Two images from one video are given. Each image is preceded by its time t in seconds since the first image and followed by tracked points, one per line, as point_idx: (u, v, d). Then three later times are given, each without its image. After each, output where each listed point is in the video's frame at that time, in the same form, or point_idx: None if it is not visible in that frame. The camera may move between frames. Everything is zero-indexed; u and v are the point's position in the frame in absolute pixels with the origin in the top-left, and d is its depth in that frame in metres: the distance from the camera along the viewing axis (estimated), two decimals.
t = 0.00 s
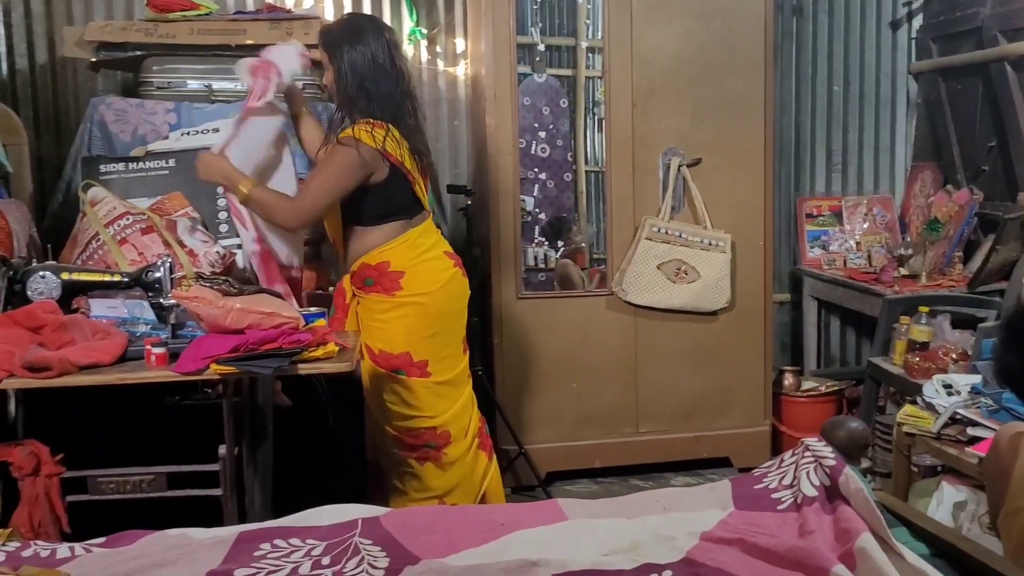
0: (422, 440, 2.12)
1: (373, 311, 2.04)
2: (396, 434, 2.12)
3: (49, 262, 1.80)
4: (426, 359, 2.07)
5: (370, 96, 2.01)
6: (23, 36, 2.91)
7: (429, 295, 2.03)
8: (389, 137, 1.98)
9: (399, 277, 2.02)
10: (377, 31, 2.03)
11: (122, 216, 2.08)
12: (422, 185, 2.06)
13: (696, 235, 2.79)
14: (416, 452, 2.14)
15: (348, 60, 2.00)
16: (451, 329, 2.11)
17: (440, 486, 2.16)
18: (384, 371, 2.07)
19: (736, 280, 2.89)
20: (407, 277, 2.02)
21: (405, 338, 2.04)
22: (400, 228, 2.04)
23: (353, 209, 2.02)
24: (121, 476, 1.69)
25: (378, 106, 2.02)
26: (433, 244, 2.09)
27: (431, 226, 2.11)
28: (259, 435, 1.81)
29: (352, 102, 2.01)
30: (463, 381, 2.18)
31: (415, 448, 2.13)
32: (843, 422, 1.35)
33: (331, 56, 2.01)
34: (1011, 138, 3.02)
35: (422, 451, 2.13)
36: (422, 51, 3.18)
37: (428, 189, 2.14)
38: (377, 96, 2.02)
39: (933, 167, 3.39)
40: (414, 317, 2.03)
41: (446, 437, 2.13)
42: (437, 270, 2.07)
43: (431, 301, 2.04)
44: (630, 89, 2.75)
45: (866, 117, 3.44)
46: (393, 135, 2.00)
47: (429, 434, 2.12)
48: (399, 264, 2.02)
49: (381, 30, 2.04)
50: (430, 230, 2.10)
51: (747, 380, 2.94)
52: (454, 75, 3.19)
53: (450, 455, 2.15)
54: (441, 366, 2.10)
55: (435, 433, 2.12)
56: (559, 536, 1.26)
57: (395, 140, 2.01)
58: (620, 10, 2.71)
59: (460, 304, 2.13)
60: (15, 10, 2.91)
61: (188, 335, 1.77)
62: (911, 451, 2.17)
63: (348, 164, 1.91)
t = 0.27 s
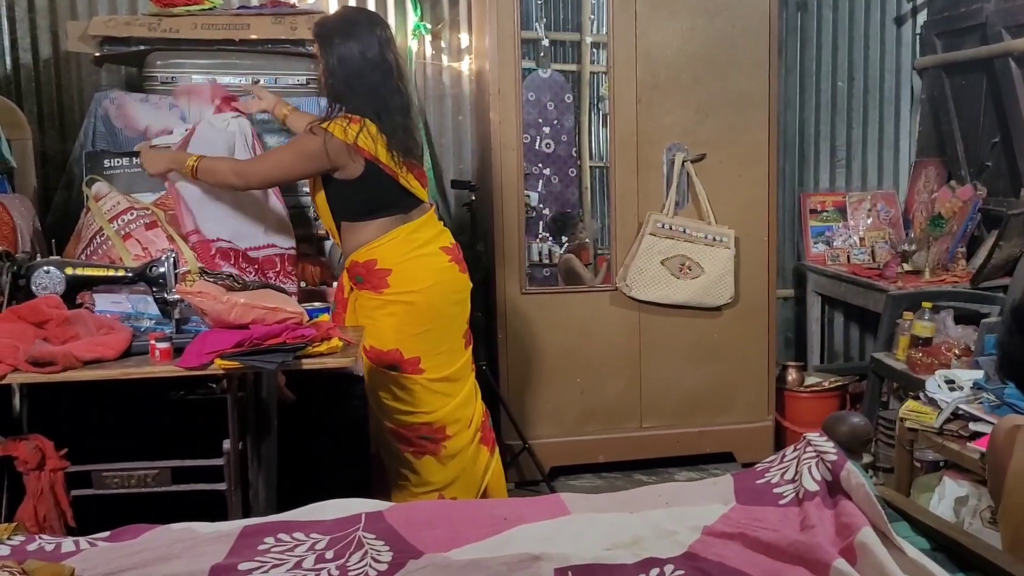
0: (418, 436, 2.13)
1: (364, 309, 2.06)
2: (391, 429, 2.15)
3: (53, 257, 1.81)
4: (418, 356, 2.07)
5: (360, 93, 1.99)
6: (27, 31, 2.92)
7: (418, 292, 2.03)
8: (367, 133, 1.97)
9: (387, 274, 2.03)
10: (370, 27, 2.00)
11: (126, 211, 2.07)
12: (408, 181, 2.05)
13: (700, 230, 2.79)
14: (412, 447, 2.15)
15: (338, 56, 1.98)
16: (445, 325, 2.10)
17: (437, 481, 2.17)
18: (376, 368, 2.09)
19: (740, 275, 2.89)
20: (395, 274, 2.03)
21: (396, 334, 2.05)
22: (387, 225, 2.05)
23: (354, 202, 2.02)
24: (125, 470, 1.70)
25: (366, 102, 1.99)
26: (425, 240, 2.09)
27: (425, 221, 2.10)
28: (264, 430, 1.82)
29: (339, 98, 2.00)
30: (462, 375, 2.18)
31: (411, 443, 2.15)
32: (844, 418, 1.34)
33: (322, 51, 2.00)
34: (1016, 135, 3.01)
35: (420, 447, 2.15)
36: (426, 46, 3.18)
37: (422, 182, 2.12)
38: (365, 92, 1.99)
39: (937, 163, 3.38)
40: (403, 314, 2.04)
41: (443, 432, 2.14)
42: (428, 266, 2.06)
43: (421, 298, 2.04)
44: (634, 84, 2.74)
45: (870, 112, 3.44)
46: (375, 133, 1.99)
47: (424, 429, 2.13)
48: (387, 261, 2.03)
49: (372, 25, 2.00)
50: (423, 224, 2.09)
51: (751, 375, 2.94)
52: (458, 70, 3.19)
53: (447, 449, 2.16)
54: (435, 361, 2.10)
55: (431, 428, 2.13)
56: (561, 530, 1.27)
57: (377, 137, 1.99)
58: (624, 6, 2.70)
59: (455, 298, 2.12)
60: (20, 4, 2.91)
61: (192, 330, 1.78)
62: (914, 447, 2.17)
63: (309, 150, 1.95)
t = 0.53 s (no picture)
0: (419, 431, 2.13)
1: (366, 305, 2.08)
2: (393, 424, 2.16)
3: (56, 251, 1.81)
4: (418, 351, 2.07)
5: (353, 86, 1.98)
6: (31, 25, 2.92)
7: (415, 288, 2.02)
8: (358, 128, 1.97)
9: (386, 269, 2.03)
10: (364, 19, 1.99)
11: (129, 205, 2.04)
12: (404, 176, 2.04)
13: (704, 226, 2.79)
14: (414, 443, 2.15)
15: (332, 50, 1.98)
16: (448, 320, 2.08)
17: (440, 478, 2.16)
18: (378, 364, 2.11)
19: (744, 271, 2.89)
20: (394, 269, 2.03)
21: (396, 330, 2.05)
22: (386, 220, 2.04)
23: (353, 196, 2.02)
24: (128, 464, 1.70)
25: (359, 96, 1.98)
26: (426, 235, 2.07)
27: (429, 215, 2.09)
28: (267, 424, 1.83)
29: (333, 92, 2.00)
30: (467, 370, 2.16)
31: (413, 439, 2.14)
32: (847, 413, 1.34)
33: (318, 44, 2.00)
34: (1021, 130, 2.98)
35: (422, 443, 2.15)
36: (430, 41, 3.18)
37: (426, 175, 2.10)
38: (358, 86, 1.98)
39: (942, 158, 3.36)
40: (403, 310, 2.04)
41: (445, 428, 2.13)
42: (429, 261, 2.05)
43: (420, 293, 2.03)
44: (638, 80, 2.74)
45: (875, 108, 3.42)
46: (367, 128, 1.98)
47: (426, 425, 2.13)
48: (386, 257, 2.03)
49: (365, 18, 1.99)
50: (426, 218, 2.08)
51: (756, 371, 2.94)
52: (462, 65, 3.19)
53: (451, 445, 2.16)
54: (437, 357, 2.09)
55: (434, 424, 2.13)
56: (563, 525, 1.26)
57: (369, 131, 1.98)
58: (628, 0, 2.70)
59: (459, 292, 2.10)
60: None
61: (194, 324, 1.79)
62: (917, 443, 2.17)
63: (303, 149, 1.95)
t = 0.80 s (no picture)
0: (428, 429, 2.12)
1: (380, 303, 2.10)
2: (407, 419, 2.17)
3: (62, 248, 1.82)
4: (428, 349, 2.06)
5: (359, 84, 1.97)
6: (37, 23, 2.92)
7: (422, 285, 2.01)
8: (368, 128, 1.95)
9: (396, 266, 2.03)
10: (369, 18, 1.98)
11: (134, 202, 2.05)
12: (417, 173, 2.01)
13: (709, 224, 2.77)
14: (423, 441, 2.14)
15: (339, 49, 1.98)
16: (460, 319, 2.05)
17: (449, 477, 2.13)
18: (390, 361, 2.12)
19: (749, 269, 2.88)
20: (404, 266, 2.02)
21: (405, 327, 2.05)
22: (401, 217, 2.03)
23: (356, 194, 2.02)
24: (133, 461, 1.70)
25: (366, 93, 1.97)
26: (439, 233, 2.04)
27: (444, 213, 2.06)
28: (272, 421, 1.83)
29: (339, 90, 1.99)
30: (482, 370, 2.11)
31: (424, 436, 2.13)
32: (852, 411, 1.33)
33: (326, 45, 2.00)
34: None
35: (433, 442, 2.13)
36: (435, 39, 3.17)
37: (443, 173, 2.07)
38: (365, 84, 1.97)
39: (948, 156, 3.34)
40: (412, 308, 2.03)
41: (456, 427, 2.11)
42: (440, 259, 2.02)
43: (429, 291, 2.01)
44: (643, 77, 2.73)
45: (880, 106, 3.41)
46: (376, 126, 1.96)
47: (436, 423, 2.11)
48: (398, 254, 2.02)
49: (371, 16, 1.98)
50: (440, 216, 2.05)
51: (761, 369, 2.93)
52: (467, 62, 3.18)
53: (462, 445, 2.13)
54: (447, 356, 2.07)
55: (444, 421, 2.11)
56: (567, 523, 1.26)
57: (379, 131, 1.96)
58: None
59: (472, 291, 2.06)
60: None
61: (199, 322, 1.79)
62: (923, 441, 2.16)
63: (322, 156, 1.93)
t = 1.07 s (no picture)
0: (444, 433, 2.01)
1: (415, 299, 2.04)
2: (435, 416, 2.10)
3: (63, 248, 1.82)
4: (449, 348, 1.97)
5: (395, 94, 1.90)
6: (38, 22, 2.93)
7: (447, 285, 1.92)
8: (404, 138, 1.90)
9: (426, 263, 1.97)
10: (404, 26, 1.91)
11: (136, 201, 2.04)
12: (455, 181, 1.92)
13: (710, 223, 2.77)
14: (439, 444, 2.03)
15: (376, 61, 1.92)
16: (482, 324, 1.93)
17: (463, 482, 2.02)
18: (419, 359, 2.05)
19: (751, 268, 2.88)
20: (434, 265, 1.95)
21: (430, 323, 1.98)
22: (441, 218, 1.95)
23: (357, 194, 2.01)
24: (134, 461, 1.70)
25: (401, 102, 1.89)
26: (471, 235, 1.94)
27: (482, 217, 1.94)
28: (273, 421, 1.84)
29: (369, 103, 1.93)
30: (506, 379, 1.98)
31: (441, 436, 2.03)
32: (853, 410, 1.33)
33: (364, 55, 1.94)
34: None
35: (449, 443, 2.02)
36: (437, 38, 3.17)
37: (485, 178, 1.95)
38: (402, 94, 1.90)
39: (951, 155, 3.33)
40: (436, 305, 1.95)
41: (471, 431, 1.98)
42: (467, 261, 1.92)
43: (450, 290, 1.92)
44: (644, 76, 2.73)
45: (882, 104, 3.41)
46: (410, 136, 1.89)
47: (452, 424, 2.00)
48: (430, 252, 1.96)
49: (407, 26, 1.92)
50: (474, 218, 1.94)
51: (763, 368, 2.93)
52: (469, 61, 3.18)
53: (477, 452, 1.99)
54: (467, 357, 1.96)
55: (461, 423, 1.99)
56: (567, 523, 1.26)
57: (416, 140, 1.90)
58: None
59: (496, 297, 1.93)
60: None
61: (199, 321, 1.80)
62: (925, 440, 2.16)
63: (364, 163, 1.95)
